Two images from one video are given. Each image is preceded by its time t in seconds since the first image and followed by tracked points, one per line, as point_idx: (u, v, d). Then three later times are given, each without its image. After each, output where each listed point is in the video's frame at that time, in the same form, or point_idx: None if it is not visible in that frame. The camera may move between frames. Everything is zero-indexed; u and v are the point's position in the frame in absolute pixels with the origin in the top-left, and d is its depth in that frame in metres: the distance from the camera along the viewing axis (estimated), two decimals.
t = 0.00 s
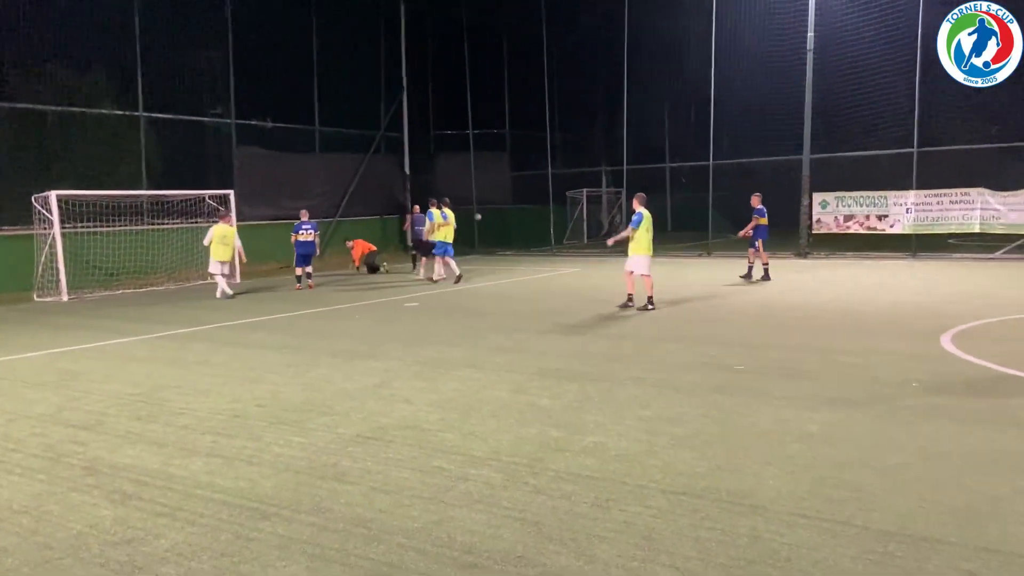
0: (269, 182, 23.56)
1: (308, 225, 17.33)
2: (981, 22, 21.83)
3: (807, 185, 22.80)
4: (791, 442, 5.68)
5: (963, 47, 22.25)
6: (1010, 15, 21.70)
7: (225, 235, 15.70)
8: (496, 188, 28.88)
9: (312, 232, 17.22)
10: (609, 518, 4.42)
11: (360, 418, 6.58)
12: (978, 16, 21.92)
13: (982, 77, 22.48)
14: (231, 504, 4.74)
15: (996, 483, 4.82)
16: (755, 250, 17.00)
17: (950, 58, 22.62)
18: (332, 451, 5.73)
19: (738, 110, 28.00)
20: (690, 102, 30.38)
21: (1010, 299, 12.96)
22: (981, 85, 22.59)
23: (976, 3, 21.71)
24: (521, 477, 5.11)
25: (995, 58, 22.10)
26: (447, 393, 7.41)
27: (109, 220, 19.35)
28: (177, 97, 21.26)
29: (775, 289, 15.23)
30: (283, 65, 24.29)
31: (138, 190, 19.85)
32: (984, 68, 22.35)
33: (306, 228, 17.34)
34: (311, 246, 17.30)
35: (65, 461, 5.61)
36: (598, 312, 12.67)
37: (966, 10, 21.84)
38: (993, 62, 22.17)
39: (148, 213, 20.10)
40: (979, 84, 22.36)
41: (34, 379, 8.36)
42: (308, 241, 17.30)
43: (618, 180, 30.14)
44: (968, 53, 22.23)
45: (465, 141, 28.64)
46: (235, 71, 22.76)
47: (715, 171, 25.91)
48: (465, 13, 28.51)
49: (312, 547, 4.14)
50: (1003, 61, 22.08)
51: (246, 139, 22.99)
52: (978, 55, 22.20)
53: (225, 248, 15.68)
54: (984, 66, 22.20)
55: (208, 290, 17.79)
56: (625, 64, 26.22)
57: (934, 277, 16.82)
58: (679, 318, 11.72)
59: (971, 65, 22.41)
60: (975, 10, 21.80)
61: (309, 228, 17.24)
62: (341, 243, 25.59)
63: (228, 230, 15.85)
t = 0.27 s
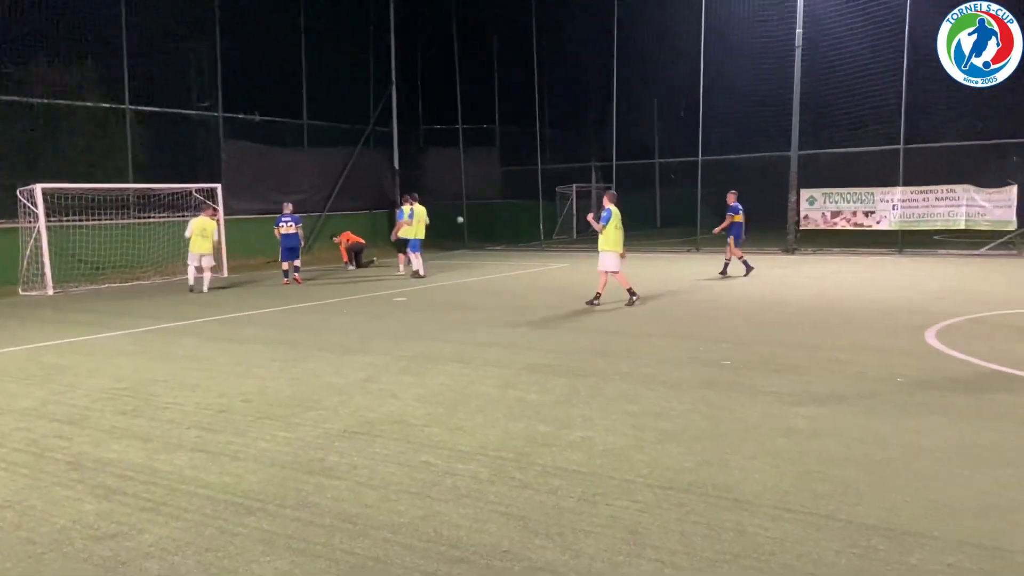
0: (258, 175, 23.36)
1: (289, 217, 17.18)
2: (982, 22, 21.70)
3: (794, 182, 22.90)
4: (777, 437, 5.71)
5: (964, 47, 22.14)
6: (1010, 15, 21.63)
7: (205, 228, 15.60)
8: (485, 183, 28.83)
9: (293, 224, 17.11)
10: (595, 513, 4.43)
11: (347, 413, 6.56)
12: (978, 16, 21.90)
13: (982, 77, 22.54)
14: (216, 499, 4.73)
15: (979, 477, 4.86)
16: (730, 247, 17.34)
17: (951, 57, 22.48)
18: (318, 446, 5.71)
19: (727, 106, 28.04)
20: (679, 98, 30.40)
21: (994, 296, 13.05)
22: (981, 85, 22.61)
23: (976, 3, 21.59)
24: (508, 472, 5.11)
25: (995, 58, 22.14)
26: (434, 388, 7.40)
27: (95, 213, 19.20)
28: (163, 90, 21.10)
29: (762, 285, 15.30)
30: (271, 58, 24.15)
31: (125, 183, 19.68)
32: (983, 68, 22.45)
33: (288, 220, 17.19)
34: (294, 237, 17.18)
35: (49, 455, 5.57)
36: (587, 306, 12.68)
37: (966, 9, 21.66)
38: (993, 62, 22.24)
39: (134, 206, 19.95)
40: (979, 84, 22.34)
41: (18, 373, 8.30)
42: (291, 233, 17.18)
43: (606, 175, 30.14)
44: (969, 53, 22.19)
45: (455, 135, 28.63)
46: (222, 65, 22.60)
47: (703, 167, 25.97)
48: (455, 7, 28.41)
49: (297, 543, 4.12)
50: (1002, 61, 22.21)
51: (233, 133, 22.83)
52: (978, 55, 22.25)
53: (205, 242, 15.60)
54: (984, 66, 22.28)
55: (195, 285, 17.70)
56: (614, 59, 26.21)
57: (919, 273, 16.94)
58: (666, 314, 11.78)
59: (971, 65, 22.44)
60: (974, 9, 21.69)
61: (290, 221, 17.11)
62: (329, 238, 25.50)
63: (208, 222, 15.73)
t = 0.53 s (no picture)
0: (244, 170, 23.22)
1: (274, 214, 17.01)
2: (981, 23, 22.15)
3: (781, 178, 23.02)
4: (762, 432, 5.73)
5: (963, 47, 22.66)
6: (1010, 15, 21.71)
7: (181, 224, 15.42)
8: (473, 178, 28.80)
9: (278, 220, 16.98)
10: (580, 508, 4.43)
11: (332, 409, 6.53)
12: (978, 16, 22.28)
13: (983, 78, 22.67)
14: (198, 495, 4.70)
15: (961, 472, 4.89)
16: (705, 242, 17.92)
17: (952, 58, 23.05)
18: (302, 443, 5.68)
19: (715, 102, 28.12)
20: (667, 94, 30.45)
21: (978, 292, 13.16)
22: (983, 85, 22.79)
23: (975, 3, 22.19)
24: (493, 468, 5.11)
25: (995, 58, 22.26)
26: (420, 384, 7.38)
27: (79, 207, 19.03)
28: (149, 82, 20.94)
29: (748, 281, 15.36)
30: (258, 52, 24.02)
31: (109, 176, 19.53)
32: (984, 68, 22.56)
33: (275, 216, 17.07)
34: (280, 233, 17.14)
35: (30, 452, 5.52)
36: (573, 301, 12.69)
37: (966, 10, 22.40)
38: (993, 62, 22.22)
39: (119, 200, 19.80)
40: (978, 84, 22.60)
41: None
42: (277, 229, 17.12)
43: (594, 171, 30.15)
44: (968, 53, 22.63)
45: (442, 130, 28.71)
46: (209, 58, 22.45)
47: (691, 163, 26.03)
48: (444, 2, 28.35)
49: (280, 539, 4.10)
50: (1003, 60, 22.03)
51: (219, 127, 22.69)
52: (978, 55, 22.49)
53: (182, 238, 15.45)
54: (984, 67, 22.44)
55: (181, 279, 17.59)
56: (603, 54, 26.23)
57: (903, 269, 17.05)
58: (653, 309, 11.81)
59: (972, 65, 22.74)
60: (975, 10, 22.25)
61: (275, 216, 16.98)
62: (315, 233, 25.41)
63: (184, 217, 15.55)
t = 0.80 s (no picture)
0: (238, 167, 23.20)
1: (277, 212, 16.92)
2: (981, 22, 20.91)
3: (776, 175, 23.00)
4: (756, 430, 5.73)
5: (963, 47, 21.43)
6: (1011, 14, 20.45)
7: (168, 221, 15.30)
8: (469, 175, 28.71)
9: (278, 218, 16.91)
10: (574, 507, 4.43)
11: (327, 407, 6.52)
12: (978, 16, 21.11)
13: (982, 78, 21.23)
14: (193, 494, 4.68)
15: (954, 470, 4.89)
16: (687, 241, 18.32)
17: (952, 58, 21.92)
18: (296, 440, 5.68)
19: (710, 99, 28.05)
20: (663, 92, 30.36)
21: (973, 290, 13.16)
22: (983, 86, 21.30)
23: (976, 3, 20.90)
24: (487, 466, 5.10)
25: (996, 58, 21.02)
26: (415, 382, 7.38)
27: (72, 204, 18.97)
28: (142, 79, 20.86)
29: (743, 278, 15.35)
30: (253, 50, 23.97)
31: (102, 173, 19.46)
32: (985, 68, 21.29)
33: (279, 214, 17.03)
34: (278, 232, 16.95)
35: (23, 450, 5.50)
36: (568, 299, 12.67)
37: (966, 10, 21.11)
38: (994, 62, 20.99)
39: (112, 198, 19.74)
40: (978, 84, 21.08)
41: None
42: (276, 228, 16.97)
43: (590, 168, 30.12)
44: (969, 53, 21.36)
45: (437, 127, 28.33)
46: (203, 55, 22.39)
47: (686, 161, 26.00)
48: None
49: (274, 537, 4.09)
50: (1003, 61, 20.79)
51: (214, 124, 22.63)
52: (979, 55, 21.26)
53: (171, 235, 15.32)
54: (984, 66, 21.16)
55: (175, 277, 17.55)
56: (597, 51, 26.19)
57: (899, 267, 17.05)
58: (648, 307, 11.80)
59: (972, 65, 21.52)
60: (975, 10, 20.99)
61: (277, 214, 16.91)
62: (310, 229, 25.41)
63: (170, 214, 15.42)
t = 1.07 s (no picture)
0: (238, 166, 23.21)
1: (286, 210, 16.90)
2: (981, 23, 21.12)
3: (777, 173, 22.98)
4: (757, 428, 5.73)
5: (963, 47, 21.68)
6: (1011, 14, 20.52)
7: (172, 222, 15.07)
8: (468, 173, 28.68)
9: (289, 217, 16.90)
10: (574, 504, 4.43)
11: (327, 405, 6.52)
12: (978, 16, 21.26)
13: (982, 78, 21.45)
14: (193, 492, 4.69)
15: (954, 468, 4.89)
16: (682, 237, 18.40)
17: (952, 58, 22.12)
18: (296, 439, 5.67)
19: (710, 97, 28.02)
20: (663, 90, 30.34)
21: (972, 287, 13.16)
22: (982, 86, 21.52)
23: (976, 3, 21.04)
24: (487, 464, 5.10)
25: (996, 58, 21.19)
26: (415, 380, 7.37)
27: (72, 203, 18.98)
28: (142, 78, 20.85)
29: (742, 276, 15.35)
30: (253, 49, 23.97)
31: (102, 172, 19.48)
32: (984, 68, 21.47)
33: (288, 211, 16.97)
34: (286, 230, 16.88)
35: (23, 448, 5.50)
36: (567, 298, 12.66)
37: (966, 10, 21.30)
38: (994, 62, 21.16)
39: (112, 196, 19.76)
40: (978, 84, 21.37)
41: None
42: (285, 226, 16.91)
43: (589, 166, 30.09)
44: (969, 53, 21.57)
45: (437, 125, 28.42)
46: (203, 54, 22.39)
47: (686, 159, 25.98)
48: None
49: (275, 535, 4.09)
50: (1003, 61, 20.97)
51: (214, 122, 22.64)
52: (979, 55, 21.46)
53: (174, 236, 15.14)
54: (985, 66, 21.36)
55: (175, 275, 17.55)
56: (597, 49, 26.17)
57: (898, 265, 17.05)
58: (647, 305, 11.80)
59: (972, 65, 21.70)
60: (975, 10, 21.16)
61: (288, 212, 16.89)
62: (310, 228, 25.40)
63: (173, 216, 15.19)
